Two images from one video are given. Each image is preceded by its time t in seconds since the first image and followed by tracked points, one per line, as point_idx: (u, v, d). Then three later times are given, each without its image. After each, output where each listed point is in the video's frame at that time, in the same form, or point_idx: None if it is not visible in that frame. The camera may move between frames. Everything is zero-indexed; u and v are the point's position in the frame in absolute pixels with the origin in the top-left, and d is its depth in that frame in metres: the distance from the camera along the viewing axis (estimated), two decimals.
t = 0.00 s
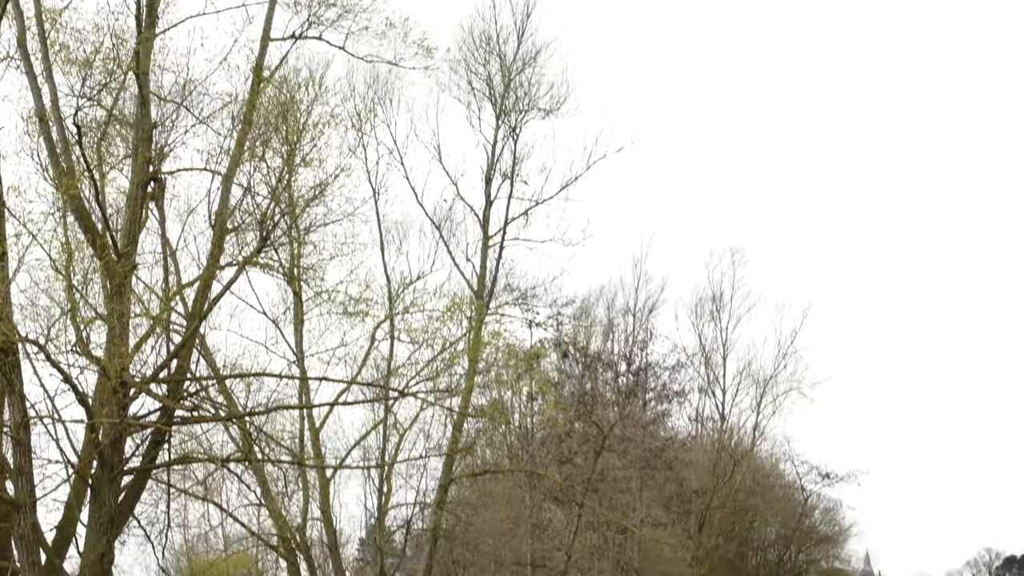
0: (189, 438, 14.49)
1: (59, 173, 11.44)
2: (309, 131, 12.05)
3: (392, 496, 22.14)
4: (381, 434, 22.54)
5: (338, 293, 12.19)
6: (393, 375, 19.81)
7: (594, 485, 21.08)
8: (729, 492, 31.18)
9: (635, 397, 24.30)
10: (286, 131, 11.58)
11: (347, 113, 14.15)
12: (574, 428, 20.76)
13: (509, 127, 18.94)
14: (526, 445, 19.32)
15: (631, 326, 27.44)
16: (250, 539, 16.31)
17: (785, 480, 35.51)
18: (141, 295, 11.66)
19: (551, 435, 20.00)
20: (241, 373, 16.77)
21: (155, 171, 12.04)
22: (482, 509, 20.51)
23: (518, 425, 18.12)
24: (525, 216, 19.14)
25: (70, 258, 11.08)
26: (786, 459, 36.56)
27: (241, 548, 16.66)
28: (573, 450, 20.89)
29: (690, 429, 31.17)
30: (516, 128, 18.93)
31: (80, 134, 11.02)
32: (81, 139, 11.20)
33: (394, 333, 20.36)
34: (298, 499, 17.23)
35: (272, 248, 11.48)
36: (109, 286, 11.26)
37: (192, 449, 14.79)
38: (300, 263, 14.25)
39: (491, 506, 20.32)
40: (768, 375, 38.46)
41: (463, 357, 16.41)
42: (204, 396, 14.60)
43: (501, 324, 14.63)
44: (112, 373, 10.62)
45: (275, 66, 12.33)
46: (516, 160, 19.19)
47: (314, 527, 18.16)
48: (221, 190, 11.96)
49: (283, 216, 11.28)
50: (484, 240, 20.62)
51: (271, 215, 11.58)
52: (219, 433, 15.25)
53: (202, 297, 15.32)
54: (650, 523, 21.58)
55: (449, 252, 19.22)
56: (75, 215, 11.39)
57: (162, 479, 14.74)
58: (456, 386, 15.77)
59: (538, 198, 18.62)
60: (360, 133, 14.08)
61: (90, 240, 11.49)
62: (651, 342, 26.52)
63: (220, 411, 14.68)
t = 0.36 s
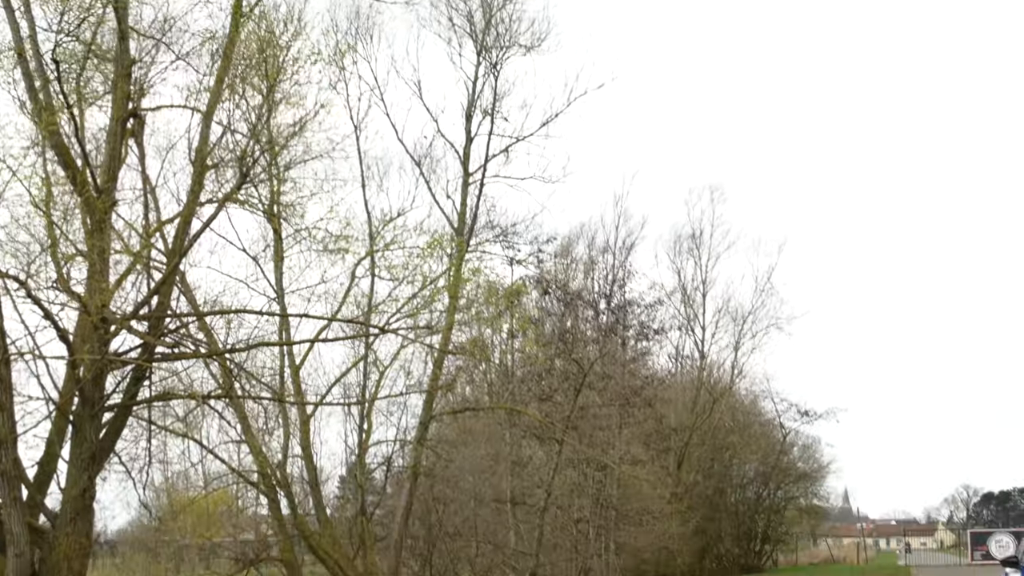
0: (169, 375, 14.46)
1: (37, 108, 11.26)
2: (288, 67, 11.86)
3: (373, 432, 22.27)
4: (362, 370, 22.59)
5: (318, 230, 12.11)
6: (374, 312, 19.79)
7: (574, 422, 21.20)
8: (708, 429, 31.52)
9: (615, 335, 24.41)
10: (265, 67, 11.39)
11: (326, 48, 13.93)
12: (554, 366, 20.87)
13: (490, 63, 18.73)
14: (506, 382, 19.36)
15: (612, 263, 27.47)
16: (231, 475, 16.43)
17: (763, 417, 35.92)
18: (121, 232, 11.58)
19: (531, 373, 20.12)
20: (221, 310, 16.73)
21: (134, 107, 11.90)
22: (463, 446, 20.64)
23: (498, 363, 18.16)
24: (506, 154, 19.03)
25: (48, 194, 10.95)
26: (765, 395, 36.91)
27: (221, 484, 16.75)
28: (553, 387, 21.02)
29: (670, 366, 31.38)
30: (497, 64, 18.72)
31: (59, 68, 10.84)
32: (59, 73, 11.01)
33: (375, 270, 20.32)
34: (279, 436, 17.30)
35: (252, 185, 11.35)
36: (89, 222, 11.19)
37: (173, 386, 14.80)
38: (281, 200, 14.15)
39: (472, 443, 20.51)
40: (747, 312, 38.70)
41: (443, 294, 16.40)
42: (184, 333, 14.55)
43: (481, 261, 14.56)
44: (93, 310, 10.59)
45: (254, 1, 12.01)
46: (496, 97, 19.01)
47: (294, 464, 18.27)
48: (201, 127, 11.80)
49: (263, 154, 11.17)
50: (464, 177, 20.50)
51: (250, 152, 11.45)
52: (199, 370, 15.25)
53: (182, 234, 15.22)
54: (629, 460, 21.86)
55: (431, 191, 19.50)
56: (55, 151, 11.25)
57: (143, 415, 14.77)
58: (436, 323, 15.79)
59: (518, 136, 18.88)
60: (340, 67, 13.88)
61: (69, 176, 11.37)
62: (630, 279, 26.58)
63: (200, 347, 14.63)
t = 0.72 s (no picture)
0: (148, 320, 14.36)
1: (14, 49, 11.02)
2: (268, 10, 11.62)
3: (352, 378, 22.25)
4: (342, 315, 22.51)
5: (298, 176, 11.98)
6: (353, 257, 19.66)
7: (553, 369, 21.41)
8: (687, 375, 31.68)
9: (595, 281, 24.38)
10: (245, 10, 11.16)
11: None
12: (534, 312, 20.88)
13: (471, 7, 18.44)
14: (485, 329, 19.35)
15: (593, 209, 27.35)
16: (211, 419, 16.48)
17: (742, 364, 36.11)
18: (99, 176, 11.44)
19: (511, 320, 20.13)
20: (200, 254, 16.58)
21: (113, 49, 11.69)
22: (442, 391, 20.62)
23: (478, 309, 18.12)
24: (488, 99, 18.80)
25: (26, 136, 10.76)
26: (744, 343, 37.09)
27: (200, 429, 16.74)
28: (533, 333, 21.08)
29: (650, 313, 31.41)
30: (479, 8, 18.42)
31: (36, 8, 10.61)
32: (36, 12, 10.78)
33: (355, 215, 20.18)
34: (259, 382, 17.26)
35: (232, 130, 11.19)
36: (68, 166, 11.05)
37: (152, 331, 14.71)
38: (261, 144, 13.95)
39: (451, 389, 20.64)
40: (727, 259, 38.72)
41: (423, 240, 16.28)
42: (164, 278, 14.43)
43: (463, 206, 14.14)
44: (72, 255, 10.49)
45: None
46: (478, 40, 18.73)
47: (274, 409, 18.25)
48: (179, 70, 11.60)
49: (241, 97, 10.98)
50: (445, 122, 20.28)
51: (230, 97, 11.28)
52: (178, 315, 15.15)
53: (161, 178, 15.03)
54: (608, 406, 22.07)
55: (411, 136, 18.69)
56: (33, 94, 11.07)
57: (122, 360, 14.69)
58: (416, 269, 15.72)
59: (500, 81, 18.61)
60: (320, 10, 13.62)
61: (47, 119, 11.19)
62: (611, 225, 26.50)
63: (179, 292, 14.52)
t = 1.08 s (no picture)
0: (128, 275, 14.19)
1: None
2: None
3: (331, 334, 22.17)
4: (321, 271, 22.37)
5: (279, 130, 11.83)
6: (332, 213, 19.51)
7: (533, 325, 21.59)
8: (666, 333, 31.77)
9: (575, 237, 24.31)
10: None
11: None
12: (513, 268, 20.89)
13: None
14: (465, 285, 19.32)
15: (571, 164, 27.20)
16: (192, 376, 16.43)
17: (721, 321, 36.21)
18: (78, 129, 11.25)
19: (490, 276, 20.13)
20: (179, 209, 16.38)
21: None
22: (422, 347, 20.65)
23: (458, 265, 18.04)
24: (467, 53, 18.56)
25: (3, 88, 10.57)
26: (723, 299, 37.17)
27: (179, 385, 16.67)
28: (513, 289, 21.10)
29: (629, 269, 31.39)
30: None
31: None
32: None
33: (334, 170, 19.99)
34: (239, 337, 17.06)
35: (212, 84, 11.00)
36: (47, 119, 10.87)
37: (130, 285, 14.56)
38: (241, 98, 13.79)
39: (430, 346, 20.61)
40: (706, 216, 38.71)
41: (403, 195, 16.16)
42: (143, 233, 14.25)
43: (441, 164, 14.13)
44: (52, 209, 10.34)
45: None
46: None
47: (253, 365, 18.15)
48: (158, 22, 11.36)
49: (222, 49, 10.84)
50: (424, 75, 20.04)
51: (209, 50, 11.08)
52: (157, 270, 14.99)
53: (140, 132, 14.80)
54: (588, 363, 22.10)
55: (391, 90, 18.04)
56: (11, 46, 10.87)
57: (101, 315, 14.55)
58: (396, 225, 15.62)
59: (479, 34, 18.33)
60: None
61: (25, 71, 10.99)
62: (590, 181, 26.36)
63: (159, 248, 14.35)
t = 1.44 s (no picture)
0: (109, 241, 14.09)
1: None
2: None
3: (312, 301, 22.14)
4: (302, 237, 22.30)
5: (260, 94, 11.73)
6: (313, 179, 19.41)
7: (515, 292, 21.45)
8: (647, 299, 31.82)
9: (556, 203, 24.26)
10: None
11: None
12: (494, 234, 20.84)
13: None
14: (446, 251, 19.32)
15: (552, 129, 27.07)
16: (172, 342, 16.43)
17: (703, 287, 36.26)
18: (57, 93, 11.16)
19: (471, 243, 20.12)
20: (160, 174, 16.28)
21: None
22: (403, 314, 20.52)
23: (438, 232, 17.99)
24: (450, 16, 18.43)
25: None
26: (704, 265, 37.30)
27: (159, 352, 16.66)
28: (494, 256, 21.05)
29: (611, 235, 31.38)
30: None
31: None
32: None
33: (315, 136, 19.89)
34: (219, 304, 16.99)
35: (191, 47, 10.90)
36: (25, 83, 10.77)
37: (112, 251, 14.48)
38: (222, 62, 13.66)
39: (412, 312, 20.63)
40: (688, 182, 38.64)
41: (385, 160, 16.10)
42: (124, 199, 14.14)
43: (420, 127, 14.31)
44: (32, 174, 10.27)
45: None
46: None
47: (234, 331, 18.11)
48: None
49: (202, 16, 10.72)
50: (406, 39, 19.90)
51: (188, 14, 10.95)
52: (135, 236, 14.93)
53: (121, 98, 14.66)
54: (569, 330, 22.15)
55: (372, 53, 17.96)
56: None
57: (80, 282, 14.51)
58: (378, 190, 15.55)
59: None
60: None
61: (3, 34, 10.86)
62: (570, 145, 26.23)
63: (139, 214, 14.25)
